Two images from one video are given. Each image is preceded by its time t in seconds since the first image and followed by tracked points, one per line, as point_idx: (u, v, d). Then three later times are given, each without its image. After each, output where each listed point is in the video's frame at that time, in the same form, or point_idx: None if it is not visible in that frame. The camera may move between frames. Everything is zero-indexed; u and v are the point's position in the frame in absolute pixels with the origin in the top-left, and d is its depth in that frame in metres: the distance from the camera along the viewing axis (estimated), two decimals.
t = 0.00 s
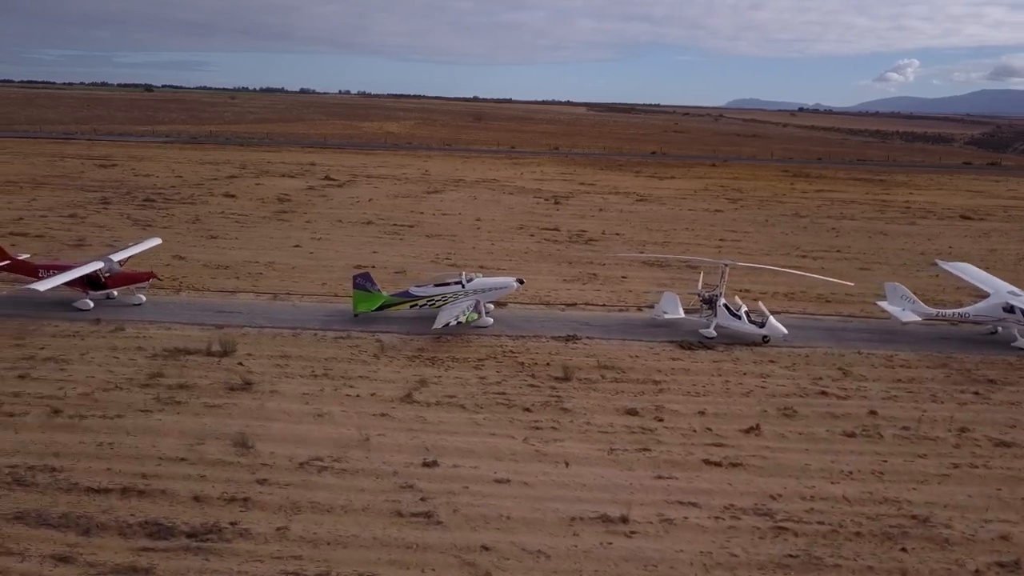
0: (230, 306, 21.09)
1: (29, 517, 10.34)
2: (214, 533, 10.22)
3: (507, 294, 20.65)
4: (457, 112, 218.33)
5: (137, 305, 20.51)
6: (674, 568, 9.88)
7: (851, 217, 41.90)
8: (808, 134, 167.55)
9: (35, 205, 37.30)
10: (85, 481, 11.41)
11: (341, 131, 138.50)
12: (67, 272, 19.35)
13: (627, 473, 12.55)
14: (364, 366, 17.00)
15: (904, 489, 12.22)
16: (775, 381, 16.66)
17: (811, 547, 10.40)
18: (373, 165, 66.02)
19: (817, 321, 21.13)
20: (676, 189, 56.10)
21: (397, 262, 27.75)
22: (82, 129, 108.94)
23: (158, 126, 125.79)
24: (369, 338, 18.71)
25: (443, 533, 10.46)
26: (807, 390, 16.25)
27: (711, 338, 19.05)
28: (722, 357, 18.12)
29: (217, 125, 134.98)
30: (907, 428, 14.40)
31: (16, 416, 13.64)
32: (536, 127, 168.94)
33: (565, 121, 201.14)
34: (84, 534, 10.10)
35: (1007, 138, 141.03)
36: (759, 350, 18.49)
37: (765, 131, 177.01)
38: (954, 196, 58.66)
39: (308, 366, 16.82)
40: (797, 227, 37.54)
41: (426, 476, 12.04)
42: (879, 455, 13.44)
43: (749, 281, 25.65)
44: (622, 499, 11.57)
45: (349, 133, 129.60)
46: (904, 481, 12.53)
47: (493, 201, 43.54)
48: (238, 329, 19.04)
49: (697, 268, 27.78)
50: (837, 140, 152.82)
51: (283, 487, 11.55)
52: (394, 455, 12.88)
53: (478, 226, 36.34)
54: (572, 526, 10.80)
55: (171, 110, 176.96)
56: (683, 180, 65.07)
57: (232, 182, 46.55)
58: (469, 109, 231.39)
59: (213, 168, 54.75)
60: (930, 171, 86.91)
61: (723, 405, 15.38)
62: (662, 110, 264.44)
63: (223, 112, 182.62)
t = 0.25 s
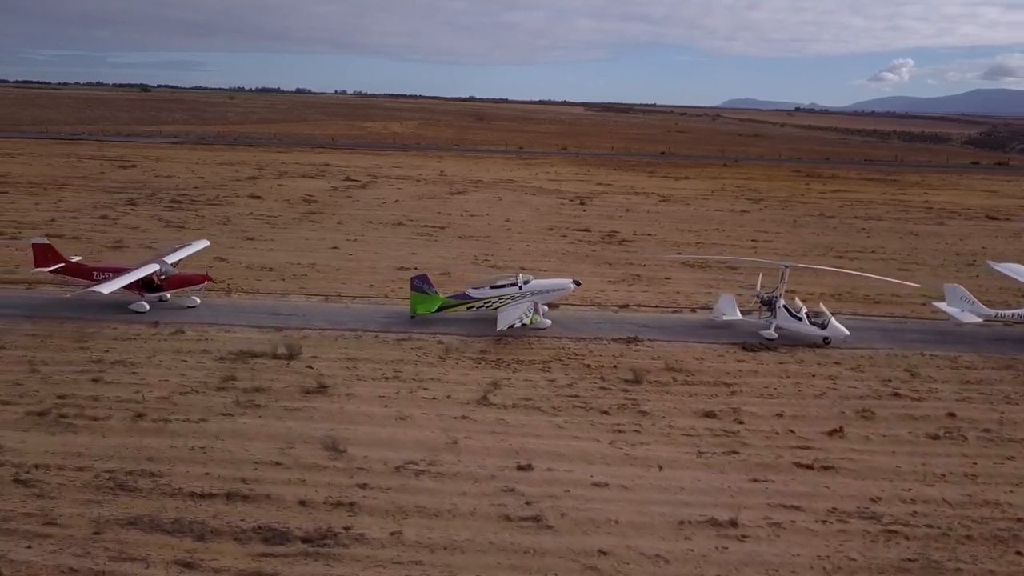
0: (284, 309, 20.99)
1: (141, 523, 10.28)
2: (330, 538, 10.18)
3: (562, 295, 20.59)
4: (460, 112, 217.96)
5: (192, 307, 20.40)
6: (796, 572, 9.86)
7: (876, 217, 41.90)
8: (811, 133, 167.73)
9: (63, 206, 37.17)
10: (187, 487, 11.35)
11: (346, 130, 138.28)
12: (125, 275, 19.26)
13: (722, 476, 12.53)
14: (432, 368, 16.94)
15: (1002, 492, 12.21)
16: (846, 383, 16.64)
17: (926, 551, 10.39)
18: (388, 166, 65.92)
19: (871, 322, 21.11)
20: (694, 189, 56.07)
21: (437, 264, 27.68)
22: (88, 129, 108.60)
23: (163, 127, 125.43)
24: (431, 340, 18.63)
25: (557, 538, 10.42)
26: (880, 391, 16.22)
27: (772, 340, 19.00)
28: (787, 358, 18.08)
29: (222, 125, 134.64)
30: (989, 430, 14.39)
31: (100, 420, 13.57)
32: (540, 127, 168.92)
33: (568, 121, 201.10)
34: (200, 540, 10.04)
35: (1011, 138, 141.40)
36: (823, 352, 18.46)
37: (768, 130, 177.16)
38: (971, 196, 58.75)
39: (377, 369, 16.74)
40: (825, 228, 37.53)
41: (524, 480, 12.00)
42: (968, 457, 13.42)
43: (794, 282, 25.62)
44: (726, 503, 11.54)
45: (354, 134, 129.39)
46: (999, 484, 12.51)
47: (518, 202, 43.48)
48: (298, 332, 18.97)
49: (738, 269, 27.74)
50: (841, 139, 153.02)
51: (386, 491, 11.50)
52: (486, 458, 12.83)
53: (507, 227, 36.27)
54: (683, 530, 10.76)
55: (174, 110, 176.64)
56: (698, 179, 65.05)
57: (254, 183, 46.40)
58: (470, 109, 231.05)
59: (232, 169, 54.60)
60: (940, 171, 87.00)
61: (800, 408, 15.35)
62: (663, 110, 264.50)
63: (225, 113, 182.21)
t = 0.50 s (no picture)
0: (337, 311, 20.90)
1: (255, 528, 10.22)
2: (446, 542, 10.12)
3: (617, 297, 20.52)
4: (461, 112, 217.77)
5: (246, 309, 20.31)
6: None
7: (901, 217, 41.91)
8: (814, 133, 167.91)
9: (90, 207, 37.00)
10: (289, 491, 11.29)
11: (350, 130, 138.02)
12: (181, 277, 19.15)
13: (816, 478, 12.50)
14: (500, 371, 16.87)
15: None
16: (916, 384, 16.61)
17: None
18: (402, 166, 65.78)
19: (926, 323, 21.09)
20: (712, 189, 56.05)
21: (477, 264, 27.59)
22: (93, 129, 108.23)
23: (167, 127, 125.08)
24: (493, 342, 18.56)
25: (671, 541, 10.39)
26: (952, 392, 16.19)
27: (833, 341, 18.96)
28: (852, 359, 18.05)
29: (226, 125, 134.27)
30: None
31: (185, 423, 13.50)
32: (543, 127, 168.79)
33: (570, 121, 201.05)
34: (317, 545, 9.99)
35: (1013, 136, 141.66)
36: (885, 353, 18.44)
37: (771, 130, 177.30)
38: (987, 196, 58.81)
39: (446, 372, 16.66)
40: (854, 228, 37.53)
41: (623, 483, 11.95)
42: None
43: (838, 283, 25.57)
44: (829, 506, 11.52)
45: (358, 133, 129.15)
46: None
47: (541, 202, 43.41)
48: (358, 334, 18.88)
49: (778, 270, 27.70)
50: (844, 138, 153.23)
51: (488, 495, 11.45)
52: (578, 461, 12.77)
53: (537, 227, 36.18)
54: (793, 533, 10.73)
55: (176, 110, 176.15)
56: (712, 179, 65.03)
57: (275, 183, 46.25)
58: (470, 109, 231.01)
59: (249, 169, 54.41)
60: (949, 171, 87.12)
61: (876, 409, 15.32)
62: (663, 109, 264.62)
63: (227, 113, 181.76)
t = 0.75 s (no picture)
0: (399, 313, 20.85)
1: (388, 533, 10.18)
2: (581, 546, 10.09)
3: (680, 298, 20.49)
4: (461, 112, 217.55)
5: (309, 312, 20.24)
6: None
7: (927, 216, 42.04)
8: (815, 132, 168.26)
9: (121, 208, 36.83)
10: (409, 495, 11.25)
11: (354, 130, 137.68)
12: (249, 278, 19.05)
13: (924, 479, 12.52)
14: (578, 372, 16.82)
15: None
16: (995, 385, 16.63)
17: None
18: (417, 166, 65.65)
19: (986, 323, 21.12)
20: (730, 189, 56.10)
21: (522, 265, 27.53)
22: (98, 129, 107.70)
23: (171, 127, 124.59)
24: (563, 343, 18.53)
25: (802, 544, 10.38)
26: None
27: (900, 342, 18.97)
28: (924, 360, 18.07)
29: (229, 125, 133.80)
30: None
31: (283, 427, 13.44)
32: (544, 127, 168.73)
33: (570, 121, 201.04)
34: (454, 550, 9.95)
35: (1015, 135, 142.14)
36: (956, 354, 18.46)
37: (772, 129, 177.61)
38: (1003, 195, 59.03)
39: (525, 374, 16.63)
40: (884, 228, 37.59)
41: (736, 486, 11.94)
42: None
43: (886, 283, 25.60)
44: (946, 508, 11.53)
45: (362, 133, 128.86)
46: None
47: (568, 202, 43.37)
48: (426, 336, 18.82)
49: (823, 270, 27.72)
50: (845, 137, 153.56)
51: (607, 498, 11.42)
52: (684, 464, 12.75)
53: (570, 227, 36.12)
54: (920, 535, 10.73)
55: (176, 110, 175.61)
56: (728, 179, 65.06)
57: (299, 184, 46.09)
58: (469, 108, 230.89)
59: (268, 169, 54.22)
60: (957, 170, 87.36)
61: (963, 410, 15.34)
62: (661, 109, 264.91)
63: (227, 112, 181.18)
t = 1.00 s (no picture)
0: (449, 315, 20.80)
1: (499, 536, 10.15)
2: (694, 549, 10.09)
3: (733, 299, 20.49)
4: (458, 112, 217.38)
5: (361, 314, 20.18)
6: None
7: (946, 216, 42.23)
8: (813, 132, 168.76)
9: (144, 210, 36.65)
10: (509, 498, 11.23)
11: (354, 130, 137.31)
12: (303, 282, 18.95)
13: (1012, 480, 12.55)
14: (642, 373, 16.83)
15: None
16: None
17: None
18: (428, 166, 65.52)
19: None
20: (744, 189, 56.20)
21: (558, 265, 27.51)
22: (98, 129, 107.07)
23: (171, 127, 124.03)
24: (621, 344, 18.53)
25: (911, 545, 10.40)
26: None
27: (955, 341, 19.04)
28: (982, 360, 18.13)
29: (229, 125, 133.25)
30: None
31: (365, 430, 13.41)
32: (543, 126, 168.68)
33: (568, 121, 201.10)
34: (567, 553, 9.93)
35: (1012, 134, 142.67)
36: (1012, 354, 18.53)
37: (770, 128, 178.05)
38: (1013, 194, 59.32)
39: (590, 375, 16.61)
40: (907, 228, 37.74)
41: (829, 487, 11.96)
42: None
43: (925, 282, 25.68)
44: None
45: (363, 133, 128.53)
46: None
47: (588, 202, 43.37)
48: (483, 337, 18.80)
49: (858, 270, 27.80)
50: (844, 136, 153.94)
51: (705, 500, 11.43)
52: (772, 464, 12.76)
53: (595, 227, 36.09)
54: None
55: (174, 111, 174.92)
56: (738, 179, 65.18)
57: (317, 184, 45.93)
58: (466, 108, 230.78)
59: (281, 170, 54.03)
60: (961, 169, 87.76)
61: None
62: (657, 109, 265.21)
63: (224, 112, 180.56)
